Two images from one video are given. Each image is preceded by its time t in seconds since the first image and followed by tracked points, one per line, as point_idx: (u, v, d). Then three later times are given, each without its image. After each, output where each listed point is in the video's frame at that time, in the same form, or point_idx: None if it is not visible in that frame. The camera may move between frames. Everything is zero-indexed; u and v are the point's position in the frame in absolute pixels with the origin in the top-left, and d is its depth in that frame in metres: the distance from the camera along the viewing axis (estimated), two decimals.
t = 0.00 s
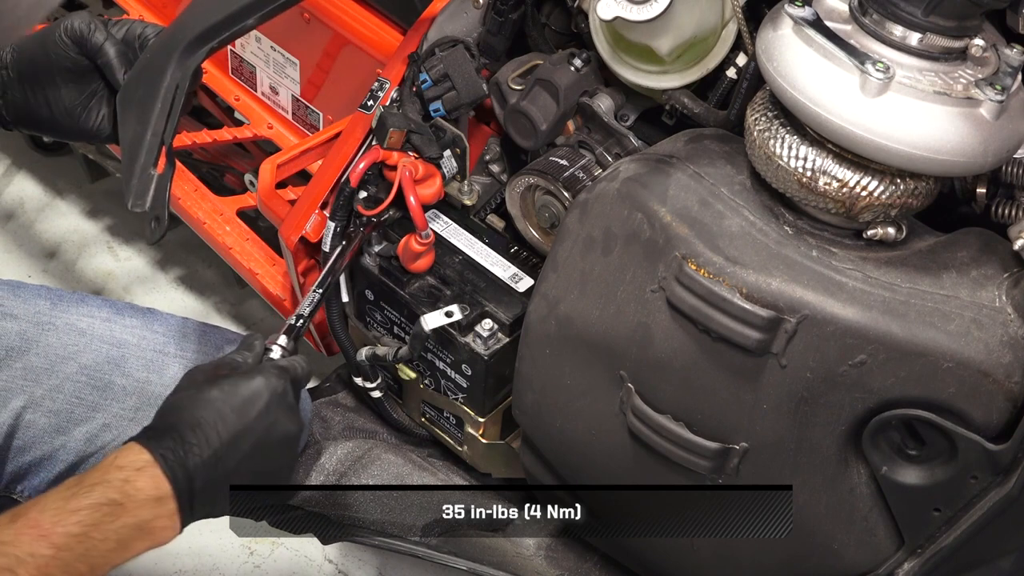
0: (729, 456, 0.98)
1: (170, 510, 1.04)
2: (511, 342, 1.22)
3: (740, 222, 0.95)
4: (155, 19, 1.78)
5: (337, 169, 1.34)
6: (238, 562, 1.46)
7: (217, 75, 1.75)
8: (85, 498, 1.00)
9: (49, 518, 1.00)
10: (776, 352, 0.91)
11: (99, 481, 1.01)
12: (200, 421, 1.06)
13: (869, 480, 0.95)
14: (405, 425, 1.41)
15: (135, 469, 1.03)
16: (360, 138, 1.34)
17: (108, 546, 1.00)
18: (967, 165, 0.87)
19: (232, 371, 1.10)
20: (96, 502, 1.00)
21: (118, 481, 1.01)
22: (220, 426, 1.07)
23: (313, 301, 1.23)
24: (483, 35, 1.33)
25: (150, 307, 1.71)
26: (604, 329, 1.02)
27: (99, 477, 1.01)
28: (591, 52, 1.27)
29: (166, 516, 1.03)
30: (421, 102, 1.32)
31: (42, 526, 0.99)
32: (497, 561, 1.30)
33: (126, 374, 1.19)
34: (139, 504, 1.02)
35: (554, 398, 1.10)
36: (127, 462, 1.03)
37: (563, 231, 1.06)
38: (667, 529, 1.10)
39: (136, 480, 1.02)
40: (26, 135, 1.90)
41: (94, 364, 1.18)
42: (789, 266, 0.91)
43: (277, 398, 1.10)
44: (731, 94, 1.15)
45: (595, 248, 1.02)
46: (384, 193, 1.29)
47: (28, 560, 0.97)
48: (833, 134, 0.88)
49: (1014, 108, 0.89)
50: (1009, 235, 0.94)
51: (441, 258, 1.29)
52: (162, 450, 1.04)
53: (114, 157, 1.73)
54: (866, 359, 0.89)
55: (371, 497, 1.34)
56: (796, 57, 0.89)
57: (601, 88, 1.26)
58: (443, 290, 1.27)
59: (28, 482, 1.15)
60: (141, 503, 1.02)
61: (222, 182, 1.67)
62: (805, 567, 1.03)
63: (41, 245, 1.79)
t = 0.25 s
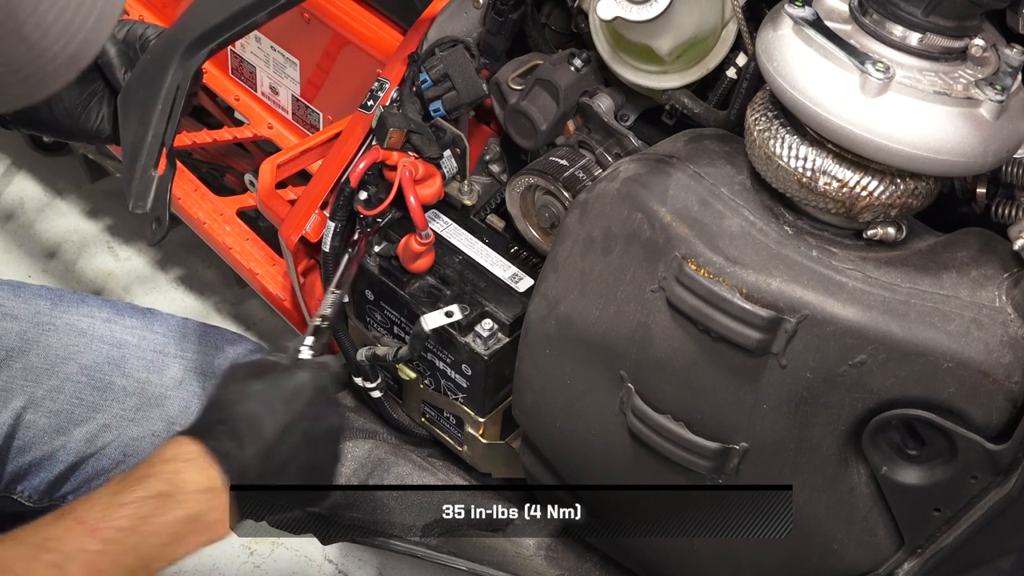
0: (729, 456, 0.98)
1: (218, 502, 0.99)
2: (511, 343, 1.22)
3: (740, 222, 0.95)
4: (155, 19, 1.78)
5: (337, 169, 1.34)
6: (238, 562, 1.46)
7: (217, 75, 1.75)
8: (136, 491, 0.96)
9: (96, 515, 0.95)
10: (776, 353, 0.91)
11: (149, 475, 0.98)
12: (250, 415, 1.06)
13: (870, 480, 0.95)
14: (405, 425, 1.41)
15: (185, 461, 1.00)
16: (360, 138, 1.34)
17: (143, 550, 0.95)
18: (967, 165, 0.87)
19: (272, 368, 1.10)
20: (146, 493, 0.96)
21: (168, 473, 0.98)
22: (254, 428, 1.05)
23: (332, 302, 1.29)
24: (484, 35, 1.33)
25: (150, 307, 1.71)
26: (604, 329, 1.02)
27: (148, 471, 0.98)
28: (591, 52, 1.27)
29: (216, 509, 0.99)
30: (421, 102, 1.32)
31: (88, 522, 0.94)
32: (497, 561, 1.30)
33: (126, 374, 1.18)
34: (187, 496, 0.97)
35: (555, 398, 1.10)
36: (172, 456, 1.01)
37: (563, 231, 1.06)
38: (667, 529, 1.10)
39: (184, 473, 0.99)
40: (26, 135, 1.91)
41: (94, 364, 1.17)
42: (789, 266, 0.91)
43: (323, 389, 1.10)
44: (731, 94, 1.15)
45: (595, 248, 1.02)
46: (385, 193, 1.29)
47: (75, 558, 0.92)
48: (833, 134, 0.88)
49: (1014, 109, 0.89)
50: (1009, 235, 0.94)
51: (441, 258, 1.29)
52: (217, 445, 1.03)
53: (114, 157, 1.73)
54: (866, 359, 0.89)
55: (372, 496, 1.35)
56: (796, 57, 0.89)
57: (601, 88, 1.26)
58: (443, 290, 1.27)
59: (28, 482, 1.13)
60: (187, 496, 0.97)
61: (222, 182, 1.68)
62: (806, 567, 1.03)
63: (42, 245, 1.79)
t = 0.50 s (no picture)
0: (729, 455, 0.98)
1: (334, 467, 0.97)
2: (511, 343, 1.23)
3: (740, 222, 0.95)
4: (155, 19, 1.78)
5: (336, 169, 1.34)
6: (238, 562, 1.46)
7: (217, 75, 1.75)
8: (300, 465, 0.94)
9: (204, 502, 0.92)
10: (776, 353, 0.91)
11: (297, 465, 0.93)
12: (405, 401, 1.04)
13: (869, 480, 0.95)
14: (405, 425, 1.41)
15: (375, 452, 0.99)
16: (360, 138, 1.34)
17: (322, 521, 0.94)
18: (967, 165, 0.87)
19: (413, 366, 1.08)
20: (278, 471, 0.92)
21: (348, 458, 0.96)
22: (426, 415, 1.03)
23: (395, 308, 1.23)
24: (484, 35, 1.33)
25: (150, 307, 1.71)
26: (605, 329, 1.02)
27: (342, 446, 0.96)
28: (591, 52, 1.27)
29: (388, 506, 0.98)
30: (421, 102, 1.32)
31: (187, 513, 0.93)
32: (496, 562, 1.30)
33: (126, 375, 1.18)
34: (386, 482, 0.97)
35: (555, 398, 1.10)
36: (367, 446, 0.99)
37: (563, 231, 1.06)
38: (667, 530, 1.10)
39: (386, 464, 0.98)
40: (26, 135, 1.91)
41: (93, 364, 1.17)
42: (789, 266, 0.91)
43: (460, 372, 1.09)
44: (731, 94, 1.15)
45: (595, 248, 1.02)
46: (385, 193, 1.29)
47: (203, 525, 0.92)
48: (833, 134, 0.88)
49: (1014, 108, 0.89)
50: (1009, 235, 0.94)
51: (442, 258, 1.29)
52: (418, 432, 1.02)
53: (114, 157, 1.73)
54: (866, 359, 0.89)
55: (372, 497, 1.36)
56: (796, 57, 0.89)
57: (601, 88, 1.26)
58: (443, 290, 1.27)
59: (27, 483, 1.14)
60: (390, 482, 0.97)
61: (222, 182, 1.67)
62: (806, 567, 1.03)
63: (41, 245, 1.79)
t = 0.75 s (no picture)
0: (729, 456, 0.98)
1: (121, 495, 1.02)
2: (511, 343, 1.22)
3: (740, 222, 0.95)
4: (155, 19, 1.78)
5: (337, 169, 1.34)
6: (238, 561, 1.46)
7: (217, 75, 1.75)
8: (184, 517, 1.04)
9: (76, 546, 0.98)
10: (776, 353, 0.91)
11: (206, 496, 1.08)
12: (291, 434, 1.09)
13: (869, 480, 0.95)
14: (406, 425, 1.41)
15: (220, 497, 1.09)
16: (360, 138, 1.34)
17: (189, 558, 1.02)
18: (968, 165, 0.87)
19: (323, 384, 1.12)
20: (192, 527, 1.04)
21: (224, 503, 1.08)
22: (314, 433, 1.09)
23: (354, 312, 1.28)
24: (483, 35, 1.33)
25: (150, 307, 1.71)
26: (604, 329, 1.02)
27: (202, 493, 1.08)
28: (591, 52, 1.27)
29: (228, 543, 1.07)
30: (421, 102, 1.32)
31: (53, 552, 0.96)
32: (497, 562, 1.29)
33: (127, 376, 1.18)
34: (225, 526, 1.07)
35: (555, 398, 1.10)
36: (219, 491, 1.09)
37: (563, 231, 1.06)
38: (667, 529, 1.10)
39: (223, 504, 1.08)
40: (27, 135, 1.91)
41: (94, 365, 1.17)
42: (789, 266, 0.91)
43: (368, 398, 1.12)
44: (731, 94, 1.15)
45: (595, 248, 1.02)
46: (385, 193, 1.29)
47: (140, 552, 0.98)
48: (833, 134, 0.88)
49: (1014, 109, 0.89)
50: (1009, 235, 0.94)
51: (442, 258, 1.29)
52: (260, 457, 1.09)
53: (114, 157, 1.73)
54: (866, 359, 0.89)
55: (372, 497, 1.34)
56: (796, 56, 0.89)
57: (601, 88, 1.26)
58: (443, 290, 1.27)
59: (28, 482, 1.13)
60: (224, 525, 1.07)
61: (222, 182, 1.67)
62: (806, 567, 1.03)
63: (42, 245, 1.79)
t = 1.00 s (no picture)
0: (729, 456, 0.98)
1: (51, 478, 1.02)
2: (511, 342, 1.22)
3: (740, 222, 0.95)
4: (155, 20, 1.78)
5: (336, 170, 1.34)
6: (238, 561, 1.46)
7: (217, 75, 1.75)
8: (83, 488, 1.00)
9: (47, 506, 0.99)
10: (776, 353, 0.91)
11: (97, 470, 1.01)
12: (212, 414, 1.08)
13: (869, 480, 0.95)
14: (405, 425, 1.41)
15: (132, 459, 1.03)
16: (359, 138, 1.34)
17: (102, 538, 1.00)
18: (968, 165, 0.87)
19: (236, 371, 1.13)
20: (94, 491, 0.99)
21: (116, 471, 1.01)
22: (205, 423, 1.07)
23: (316, 308, 1.26)
24: (483, 35, 1.33)
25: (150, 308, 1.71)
26: (604, 329, 1.02)
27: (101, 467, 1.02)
28: (591, 52, 1.27)
29: (159, 507, 1.04)
30: (421, 102, 1.32)
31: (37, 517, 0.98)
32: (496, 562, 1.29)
33: (126, 376, 1.19)
34: (136, 495, 1.02)
35: (555, 398, 1.10)
36: (123, 452, 1.03)
37: (563, 231, 1.06)
38: (667, 529, 1.10)
39: (133, 471, 1.02)
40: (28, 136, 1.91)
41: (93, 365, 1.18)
42: (789, 266, 0.91)
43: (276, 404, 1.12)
44: (731, 94, 1.15)
45: (595, 248, 1.02)
46: (385, 193, 1.28)
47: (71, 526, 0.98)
48: (833, 134, 0.88)
49: (1014, 108, 0.89)
50: (1009, 235, 0.94)
51: (442, 258, 1.29)
52: (160, 441, 1.05)
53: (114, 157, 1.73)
54: (866, 359, 0.89)
55: (371, 496, 1.34)
56: (796, 56, 0.89)
57: (601, 88, 1.26)
58: (443, 290, 1.27)
59: (29, 481, 1.15)
60: (138, 492, 1.02)
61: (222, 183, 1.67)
62: (806, 567, 1.03)
63: (42, 245, 1.79)
